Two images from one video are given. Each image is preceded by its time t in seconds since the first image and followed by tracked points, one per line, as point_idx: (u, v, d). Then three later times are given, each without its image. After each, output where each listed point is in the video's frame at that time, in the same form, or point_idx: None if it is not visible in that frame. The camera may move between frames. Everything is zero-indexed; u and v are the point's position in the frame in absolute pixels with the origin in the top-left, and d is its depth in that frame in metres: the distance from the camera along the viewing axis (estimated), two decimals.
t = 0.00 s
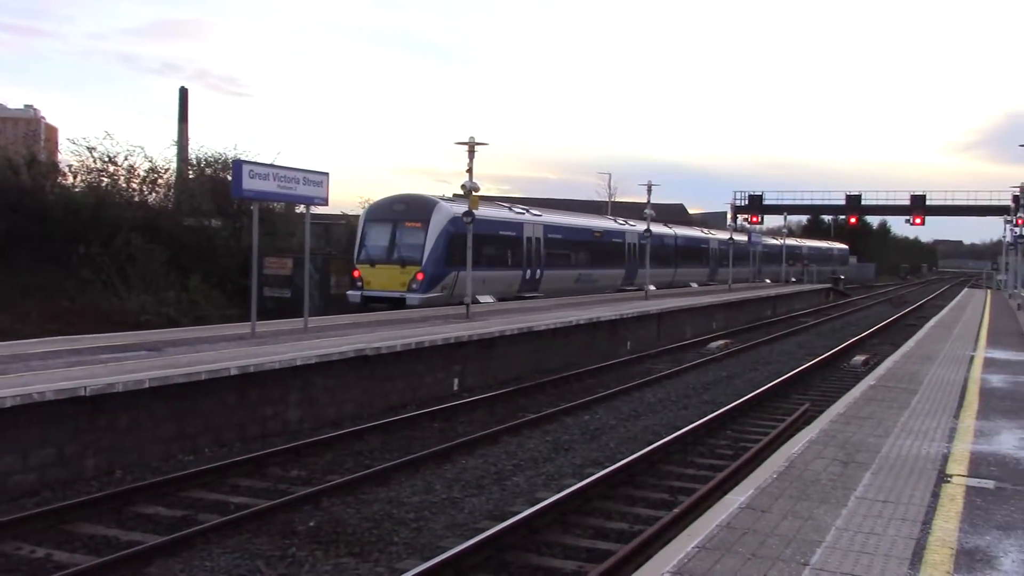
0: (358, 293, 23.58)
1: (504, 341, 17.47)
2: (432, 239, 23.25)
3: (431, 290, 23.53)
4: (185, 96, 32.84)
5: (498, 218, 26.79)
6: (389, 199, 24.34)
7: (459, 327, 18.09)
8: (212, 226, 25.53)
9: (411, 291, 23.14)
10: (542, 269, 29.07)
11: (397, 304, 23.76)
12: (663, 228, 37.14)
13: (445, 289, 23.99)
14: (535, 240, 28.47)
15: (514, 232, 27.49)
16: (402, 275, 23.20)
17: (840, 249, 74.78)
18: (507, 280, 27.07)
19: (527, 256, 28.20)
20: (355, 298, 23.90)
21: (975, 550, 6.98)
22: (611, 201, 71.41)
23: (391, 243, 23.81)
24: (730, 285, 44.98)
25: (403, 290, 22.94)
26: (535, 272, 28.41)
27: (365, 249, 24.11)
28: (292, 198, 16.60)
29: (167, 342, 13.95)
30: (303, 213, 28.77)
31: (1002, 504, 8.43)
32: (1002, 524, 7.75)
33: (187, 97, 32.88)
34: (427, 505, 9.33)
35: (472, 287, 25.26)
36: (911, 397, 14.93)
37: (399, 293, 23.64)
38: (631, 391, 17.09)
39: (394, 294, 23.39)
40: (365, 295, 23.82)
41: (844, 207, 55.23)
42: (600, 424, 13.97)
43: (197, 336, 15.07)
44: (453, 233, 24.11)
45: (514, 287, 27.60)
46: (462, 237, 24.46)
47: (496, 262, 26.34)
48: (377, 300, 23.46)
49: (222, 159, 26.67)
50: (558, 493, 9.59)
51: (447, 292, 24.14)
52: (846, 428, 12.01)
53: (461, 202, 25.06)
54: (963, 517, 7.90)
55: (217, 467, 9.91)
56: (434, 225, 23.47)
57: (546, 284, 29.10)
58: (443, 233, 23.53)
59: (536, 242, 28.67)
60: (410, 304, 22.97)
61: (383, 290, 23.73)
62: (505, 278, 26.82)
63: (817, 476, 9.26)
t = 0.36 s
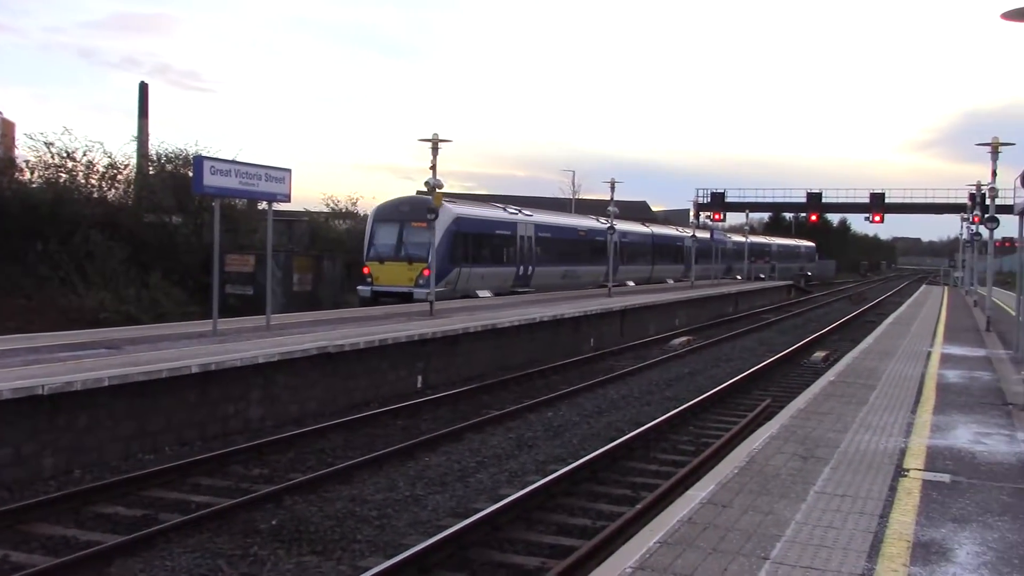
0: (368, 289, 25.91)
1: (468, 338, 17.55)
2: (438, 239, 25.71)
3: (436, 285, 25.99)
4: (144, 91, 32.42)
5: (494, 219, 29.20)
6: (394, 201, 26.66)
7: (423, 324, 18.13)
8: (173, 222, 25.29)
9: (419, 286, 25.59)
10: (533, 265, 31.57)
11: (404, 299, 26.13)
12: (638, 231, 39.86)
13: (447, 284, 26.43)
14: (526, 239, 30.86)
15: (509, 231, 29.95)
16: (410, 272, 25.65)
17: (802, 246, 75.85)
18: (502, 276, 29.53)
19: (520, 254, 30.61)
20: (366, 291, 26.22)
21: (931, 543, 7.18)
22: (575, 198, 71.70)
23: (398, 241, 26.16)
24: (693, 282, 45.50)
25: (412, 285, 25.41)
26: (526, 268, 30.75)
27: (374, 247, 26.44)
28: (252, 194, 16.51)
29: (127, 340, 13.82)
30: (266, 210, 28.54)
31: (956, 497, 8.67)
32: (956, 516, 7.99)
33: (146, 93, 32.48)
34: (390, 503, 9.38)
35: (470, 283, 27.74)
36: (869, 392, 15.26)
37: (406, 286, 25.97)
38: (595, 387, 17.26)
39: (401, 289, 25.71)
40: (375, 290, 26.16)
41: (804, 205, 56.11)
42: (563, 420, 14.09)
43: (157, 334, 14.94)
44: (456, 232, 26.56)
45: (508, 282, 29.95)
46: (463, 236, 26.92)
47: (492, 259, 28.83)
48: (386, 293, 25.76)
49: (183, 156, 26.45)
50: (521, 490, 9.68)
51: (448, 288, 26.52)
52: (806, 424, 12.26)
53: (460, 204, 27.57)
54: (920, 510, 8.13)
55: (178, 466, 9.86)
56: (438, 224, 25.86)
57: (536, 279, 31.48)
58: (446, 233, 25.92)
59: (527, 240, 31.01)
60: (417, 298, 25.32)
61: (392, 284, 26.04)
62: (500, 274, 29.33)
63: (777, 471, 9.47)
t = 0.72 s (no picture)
0: (379, 285, 28.48)
1: (439, 337, 17.62)
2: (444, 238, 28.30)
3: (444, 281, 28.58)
4: (111, 88, 32.07)
5: (495, 219, 31.54)
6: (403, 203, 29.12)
7: (395, 323, 18.18)
8: (141, 220, 25.09)
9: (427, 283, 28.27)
10: (531, 263, 34.07)
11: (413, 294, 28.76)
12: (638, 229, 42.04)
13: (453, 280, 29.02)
14: (523, 238, 33.18)
15: (508, 230, 32.39)
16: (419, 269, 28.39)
17: (771, 245, 76.79)
18: (503, 273, 32.00)
19: (519, 252, 33.02)
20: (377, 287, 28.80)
21: (896, 537, 7.36)
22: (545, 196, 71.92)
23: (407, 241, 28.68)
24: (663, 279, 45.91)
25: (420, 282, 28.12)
26: (523, 266, 32.99)
27: (386, 246, 28.96)
28: (221, 193, 16.43)
29: (94, 339, 13.71)
30: (234, 207, 28.35)
31: (921, 492, 8.87)
32: (921, 511, 8.18)
33: (114, 90, 32.16)
34: (360, 502, 9.41)
35: (472, 279, 30.18)
36: (837, 389, 15.52)
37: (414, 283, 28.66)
38: (566, 385, 17.40)
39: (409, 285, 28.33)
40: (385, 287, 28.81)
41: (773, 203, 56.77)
42: (534, 418, 14.19)
43: (124, 332, 14.83)
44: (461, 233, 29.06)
45: (506, 279, 32.25)
46: (467, 235, 29.42)
47: (493, 257, 31.25)
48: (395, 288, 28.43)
49: (151, 153, 26.21)
50: (492, 488, 9.75)
51: (453, 284, 29.08)
52: (775, 420, 12.47)
53: (464, 206, 29.97)
54: (886, 505, 8.31)
55: (146, 466, 9.82)
56: (444, 225, 28.33)
57: (532, 275, 33.88)
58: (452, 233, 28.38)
59: (524, 240, 33.26)
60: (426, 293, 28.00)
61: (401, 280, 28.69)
62: (501, 272, 31.86)
63: (746, 467, 9.64)
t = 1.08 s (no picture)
0: (399, 281, 30.58)
1: (422, 335, 17.65)
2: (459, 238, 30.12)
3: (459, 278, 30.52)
4: (91, 84, 31.78)
5: (504, 218, 33.39)
6: (420, 203, 30.86)
7: (378, 320, 18.19)
8: (123, 218, 24.92)
9: (444, 278, 30.23)
10: (537, 260, 36.04)
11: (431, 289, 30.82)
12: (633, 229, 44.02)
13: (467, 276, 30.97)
14: (530, 236, 35.11)
15: (516, 229, 34.26)
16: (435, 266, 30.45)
17: (754, 243, 77.35)
18: (511, 269, 33.93)
19: (527, 249, 34.97)
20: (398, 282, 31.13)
21: (876, 534, 7.46)
22: (529, 194, 71.99)
23: (424, 240, 30.60)
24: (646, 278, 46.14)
25: (438, 278, 30.14)
26: (529, 263, 34.96)
27: (405, 244, 30.92)
28: (203, 190, 16.37)
29: (74, 337, 13.65)
30: (215, 205, 28.24)
31: (900, 488, 8.99)
32: (901, 507, 8.29)
33: (94, 86, 31.87)
34: (343, 500, 9.43)
35: (484, 276, 32.10)
36: (819, 386, 15.69)
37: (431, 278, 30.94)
38: (549, 383, 17.47)
39: (428, 280, 30.61)
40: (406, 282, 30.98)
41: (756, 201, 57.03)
42: (517, 416, 14.25)
43: (105, 330, 14.77)
44: (475, 232, 30.93)
45: (514, 275, 34.30)
46: (480, 234, 31.26)
47: (503, 254, 33.18)
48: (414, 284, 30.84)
49: (132, 150, 25.98)
50: (475, 486, 9.79)
51: (468, 280, 31.06)
52: (756, 417, 12.59)
53: (476, 207, 31.77)
54: (867, 502, 8.42)
55: (127, 465, 9.79)
56: (459, 226, 30.15)
57: (538, 272, 35.90)
58: (467, 232, 30.21)
59: (529, 237, 35.28)
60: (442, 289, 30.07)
61: (419, 277, 31.10)
62: (510, 268, 33.83)
63: (728, 464, 9.73)
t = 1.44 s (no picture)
0: (410, 279, 32.11)
1: (403, 334, 17.67)
2: (468, 238, 31.62)
3: (468, 276, 32.00)
4: (68, 82, 31.44)
5: (508, 219, 34.89)
6: (430, 206, 32.36)
7: (358, 320, 18.20)
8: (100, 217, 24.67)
9: (453, 277, 31.73)
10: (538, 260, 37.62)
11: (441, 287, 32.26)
12: (626, 230, 45.85)
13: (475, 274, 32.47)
14: (532, 237, 36.72)
15: (519, 230, 35.80)
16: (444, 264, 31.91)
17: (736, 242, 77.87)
18: (515, 268, 35.48)
19: (529, 249, 36.56)
20: (409, 280, 32.60)
21: (854, 531, 7.58)
22: (510, 193, 71.95)
23: (435, 240, 32.08)
24: (627, 277, 46.31)
25: (448, 276, 31.62)
26: (531, 262, 36.53)
27: (416, 244, 32.42)
28: (182, 189, 16.28)
29: (51, 337, 13.57)
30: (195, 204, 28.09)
31: (878, 486, 9.13)
32: (878, 505, 8.42)
33: (71, 85, 31.54)
34: (323, 500, 9.45)
35: (491, 274, 33.60)
36: (798, 385, 15.84)
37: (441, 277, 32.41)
38: (529, 382, 17.52)
39: (438, 278, 32.09)
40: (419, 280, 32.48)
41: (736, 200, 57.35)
42: (498, 415, 14.30)
43: (83, 330, 14.70)
44: (483, 233, 32.43)
45: (517, 274, 35.92)
46: (487, 234, 32.80)
47: (508, 254, 34.75)
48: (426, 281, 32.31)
49: (110, 149, 25.69)
50: (455, 486, 9.83)
51: (476, 278, 32.58)
52: (736, 416, 12.71)
53: (483, 209, 33.26)
54: (845, 500, 8.55)
55: (105, 466, 9.76)
56: (468, 227, 31.62)
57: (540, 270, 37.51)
58: (475, 233, 31.70)
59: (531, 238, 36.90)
60: (452, 287, 31.56)
61: (430, 275, 32.57)
62: (514, 267, 35.36)
63: (707, 463, 9.83)
